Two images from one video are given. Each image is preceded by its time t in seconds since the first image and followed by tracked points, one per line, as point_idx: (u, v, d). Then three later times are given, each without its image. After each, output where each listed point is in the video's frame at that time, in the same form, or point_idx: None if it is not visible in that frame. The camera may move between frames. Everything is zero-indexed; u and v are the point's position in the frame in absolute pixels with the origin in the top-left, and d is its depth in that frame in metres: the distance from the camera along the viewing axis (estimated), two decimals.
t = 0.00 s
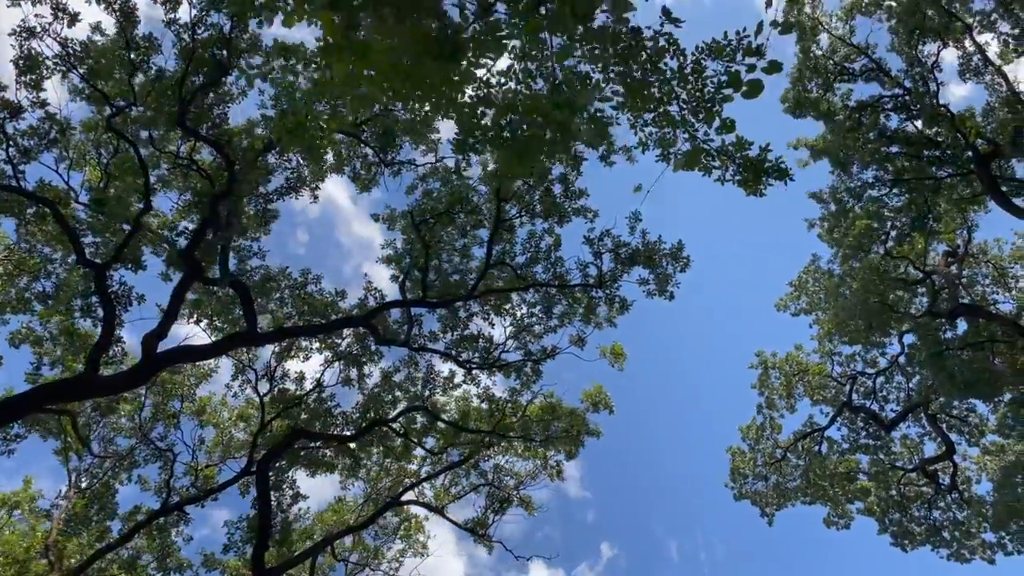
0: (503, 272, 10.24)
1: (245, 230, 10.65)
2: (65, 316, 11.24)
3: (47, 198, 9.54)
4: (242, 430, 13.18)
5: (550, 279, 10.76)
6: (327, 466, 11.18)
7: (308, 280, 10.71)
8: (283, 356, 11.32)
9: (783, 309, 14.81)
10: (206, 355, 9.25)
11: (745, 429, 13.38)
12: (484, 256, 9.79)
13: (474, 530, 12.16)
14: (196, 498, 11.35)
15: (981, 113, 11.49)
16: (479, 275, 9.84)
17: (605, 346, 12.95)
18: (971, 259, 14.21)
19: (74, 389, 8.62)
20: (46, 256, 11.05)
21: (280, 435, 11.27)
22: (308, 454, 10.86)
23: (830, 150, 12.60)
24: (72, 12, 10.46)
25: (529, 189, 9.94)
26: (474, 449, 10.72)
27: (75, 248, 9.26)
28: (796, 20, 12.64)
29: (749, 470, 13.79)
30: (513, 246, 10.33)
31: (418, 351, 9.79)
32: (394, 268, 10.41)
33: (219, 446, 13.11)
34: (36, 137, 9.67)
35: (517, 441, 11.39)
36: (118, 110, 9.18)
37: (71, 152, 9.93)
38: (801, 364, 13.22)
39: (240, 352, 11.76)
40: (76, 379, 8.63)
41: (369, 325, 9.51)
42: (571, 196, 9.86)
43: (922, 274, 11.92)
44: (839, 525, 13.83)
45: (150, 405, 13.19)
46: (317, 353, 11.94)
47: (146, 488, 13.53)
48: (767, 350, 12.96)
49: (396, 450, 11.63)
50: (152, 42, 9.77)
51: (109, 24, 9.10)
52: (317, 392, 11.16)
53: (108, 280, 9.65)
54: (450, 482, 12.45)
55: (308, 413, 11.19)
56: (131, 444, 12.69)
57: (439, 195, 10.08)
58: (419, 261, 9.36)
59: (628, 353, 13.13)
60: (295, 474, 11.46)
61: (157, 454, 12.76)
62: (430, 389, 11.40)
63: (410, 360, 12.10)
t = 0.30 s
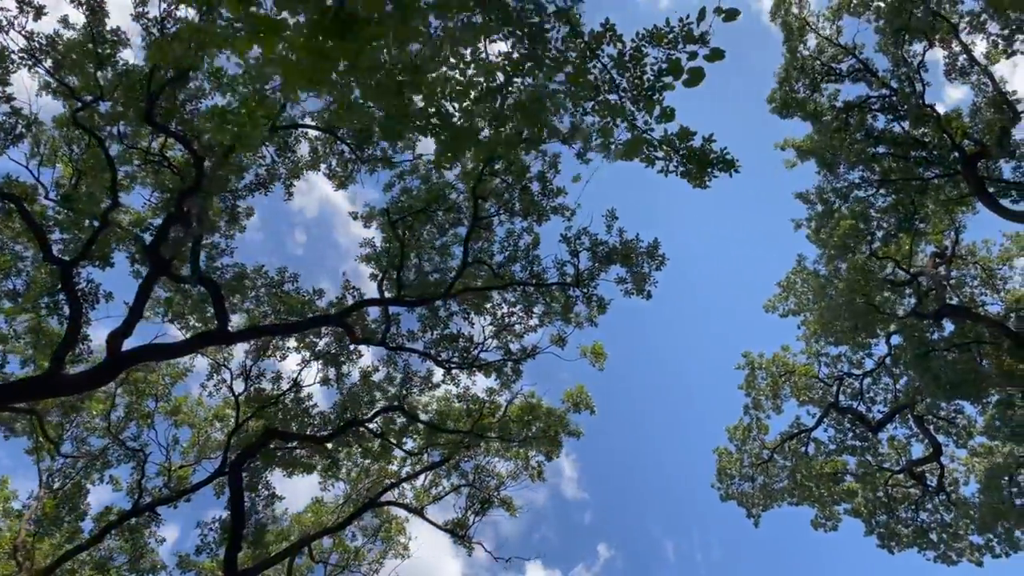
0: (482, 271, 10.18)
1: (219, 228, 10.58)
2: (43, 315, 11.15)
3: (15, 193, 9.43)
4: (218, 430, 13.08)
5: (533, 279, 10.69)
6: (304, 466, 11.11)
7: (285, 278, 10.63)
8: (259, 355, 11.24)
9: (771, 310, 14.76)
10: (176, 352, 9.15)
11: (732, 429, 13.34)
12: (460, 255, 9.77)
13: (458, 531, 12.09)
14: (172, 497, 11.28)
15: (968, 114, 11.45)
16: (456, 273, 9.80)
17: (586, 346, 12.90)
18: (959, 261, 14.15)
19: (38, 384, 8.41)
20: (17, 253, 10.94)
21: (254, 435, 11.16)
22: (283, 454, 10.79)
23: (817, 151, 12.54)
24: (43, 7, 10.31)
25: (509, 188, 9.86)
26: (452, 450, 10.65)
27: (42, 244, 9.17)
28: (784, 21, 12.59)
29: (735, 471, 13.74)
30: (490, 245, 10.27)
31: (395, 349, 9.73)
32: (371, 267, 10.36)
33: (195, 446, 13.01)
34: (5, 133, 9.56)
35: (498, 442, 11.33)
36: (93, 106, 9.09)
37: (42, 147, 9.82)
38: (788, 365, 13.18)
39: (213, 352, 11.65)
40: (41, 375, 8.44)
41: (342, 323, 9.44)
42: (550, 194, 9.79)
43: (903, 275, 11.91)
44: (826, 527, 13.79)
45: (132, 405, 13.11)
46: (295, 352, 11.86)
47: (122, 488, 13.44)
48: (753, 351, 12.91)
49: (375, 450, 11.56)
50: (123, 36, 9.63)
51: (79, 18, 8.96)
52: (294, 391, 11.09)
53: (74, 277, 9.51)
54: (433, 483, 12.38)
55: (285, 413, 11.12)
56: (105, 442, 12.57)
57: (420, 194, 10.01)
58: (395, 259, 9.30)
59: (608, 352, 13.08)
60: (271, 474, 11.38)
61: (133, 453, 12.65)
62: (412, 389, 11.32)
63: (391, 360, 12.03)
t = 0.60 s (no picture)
0: (457, 272, 10.12)
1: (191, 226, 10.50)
2: (22, 314, 11.08)
3: None
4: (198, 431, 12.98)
5: (514, 280, 10.64)
6: (280, 468, 11.04)
7: (259, 278, 10.53)
8: (234, 355, 11.16)
9: (758, 312, 14.71)
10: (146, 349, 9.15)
11: (717, 432, 13.29)
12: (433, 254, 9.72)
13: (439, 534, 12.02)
14: (147, 498, 11.18)
15: (952, 116, 11.43)
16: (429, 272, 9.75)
17: (563, 347, 12.86)
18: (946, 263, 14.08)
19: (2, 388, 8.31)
20: None
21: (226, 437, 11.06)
22: (258, 455, 10.72)
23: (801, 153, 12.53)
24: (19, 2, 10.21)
25: (490, 189, 9.80)
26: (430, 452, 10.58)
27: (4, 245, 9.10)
28: (769, 22, 12.58)
29: (720, 474, 13.68)
30: (471, 246, 10.20)
31: (369, 348, 9.70)
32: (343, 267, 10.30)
33: (175, 447, 12.91)
34: None
35: (478, 444, 11.26)
36: (66, 105, 9.01)
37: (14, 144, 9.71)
38: (773, 367, 13.14)
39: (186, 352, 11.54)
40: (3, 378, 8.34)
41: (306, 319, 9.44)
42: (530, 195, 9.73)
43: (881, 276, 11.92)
44: (812, 530, 13.75)
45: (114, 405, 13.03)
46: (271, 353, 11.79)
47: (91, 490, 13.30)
48: (738, 353, 12.87)
49: (352, 451, 11.49)
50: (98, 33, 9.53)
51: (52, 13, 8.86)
52: (270, 392, 11.01)
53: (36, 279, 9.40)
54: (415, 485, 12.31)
55: (259, 415, 11.02)
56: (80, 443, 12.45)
57: (400, 194, 9.95)
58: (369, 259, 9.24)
59: (587, 354, 13.02)
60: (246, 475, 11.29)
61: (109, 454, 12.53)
62: (393, 390, 11.25)
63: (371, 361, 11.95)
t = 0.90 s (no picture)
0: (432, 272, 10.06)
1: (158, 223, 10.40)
2: None
3: None
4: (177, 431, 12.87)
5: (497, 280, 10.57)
6: (252, 468, 10.96)
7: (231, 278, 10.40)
8: (206, 355, 11.06)
9: (745, 314, 14.66)
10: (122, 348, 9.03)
11: (701, 433, 13.23)
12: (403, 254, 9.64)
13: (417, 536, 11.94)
14: (114, 499, 11.10)
15: (937, 118, 11.41)
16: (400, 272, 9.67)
17: (540, 347, 12.82)
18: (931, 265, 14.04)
19: None
20: None
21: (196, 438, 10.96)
22: (229, 455, 10.62)
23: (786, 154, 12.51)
24: None
25: (470, 188, 9.73)
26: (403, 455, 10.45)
27: None
28: (754, 23, 12.56)
29: (704, 476, 13.63)
30: (452, 246, 10.13)
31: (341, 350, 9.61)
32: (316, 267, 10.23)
33: (153, 447, 12.79)
34: None
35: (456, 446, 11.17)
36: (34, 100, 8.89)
37: None
38: (757, 369, 13.10)
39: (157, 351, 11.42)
40: None
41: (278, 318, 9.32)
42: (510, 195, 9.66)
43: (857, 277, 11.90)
44: (796, 532, 13.72)
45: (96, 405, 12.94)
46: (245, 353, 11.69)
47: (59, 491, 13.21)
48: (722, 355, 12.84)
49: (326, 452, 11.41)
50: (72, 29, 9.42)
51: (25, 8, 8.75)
52: (242, 393, 10.91)
53: None
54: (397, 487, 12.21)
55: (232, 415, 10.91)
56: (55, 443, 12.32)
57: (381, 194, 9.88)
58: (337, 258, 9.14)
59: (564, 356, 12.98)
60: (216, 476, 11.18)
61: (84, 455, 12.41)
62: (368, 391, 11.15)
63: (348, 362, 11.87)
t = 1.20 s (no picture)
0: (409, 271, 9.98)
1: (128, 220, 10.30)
2: None
3: None
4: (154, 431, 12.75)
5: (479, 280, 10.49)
6: (221, 469, 10.82)
7: (203, 276, 10.26)
8: (178, 354, 10.91)
9: (733, 315, 14.58)
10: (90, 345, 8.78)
11: (687, 435, 13.15)
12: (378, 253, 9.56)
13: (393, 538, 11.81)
14: (83, 499, 10.99)
15: (924, 120, 11.35)
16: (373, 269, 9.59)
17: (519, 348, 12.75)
18: (920, 267, 13.97)
19: None
20: None
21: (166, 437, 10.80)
22: (196, 455, 10.46)
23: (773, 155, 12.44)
24: None
25: (451, 187, 9.66)
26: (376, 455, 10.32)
27: None
28: (742, 23, 12.50)
29: (690, 478, 13.55)
30: (434, 244, 10.07)
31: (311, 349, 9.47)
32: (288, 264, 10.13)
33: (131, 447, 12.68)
34: None
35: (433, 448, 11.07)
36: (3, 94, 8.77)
37: None
38: (743, 371, 13.03)
39: (129, 349, 11.28)
40: None
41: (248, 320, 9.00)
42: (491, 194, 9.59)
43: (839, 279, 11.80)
44: (783, 536, 13.65)
45: (78, 404, 12.86)
46: (218, 352, 11.53)
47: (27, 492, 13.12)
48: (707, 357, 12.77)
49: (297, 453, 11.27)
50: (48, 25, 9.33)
51: None
52: (213, 393, 10.79)
53: None
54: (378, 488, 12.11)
55: (202, 415, 10.78)
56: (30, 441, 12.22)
57: (361, 192, 9.80)
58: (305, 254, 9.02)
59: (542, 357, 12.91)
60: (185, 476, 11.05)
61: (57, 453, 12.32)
62: (342, 391, 11.03)
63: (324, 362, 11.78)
